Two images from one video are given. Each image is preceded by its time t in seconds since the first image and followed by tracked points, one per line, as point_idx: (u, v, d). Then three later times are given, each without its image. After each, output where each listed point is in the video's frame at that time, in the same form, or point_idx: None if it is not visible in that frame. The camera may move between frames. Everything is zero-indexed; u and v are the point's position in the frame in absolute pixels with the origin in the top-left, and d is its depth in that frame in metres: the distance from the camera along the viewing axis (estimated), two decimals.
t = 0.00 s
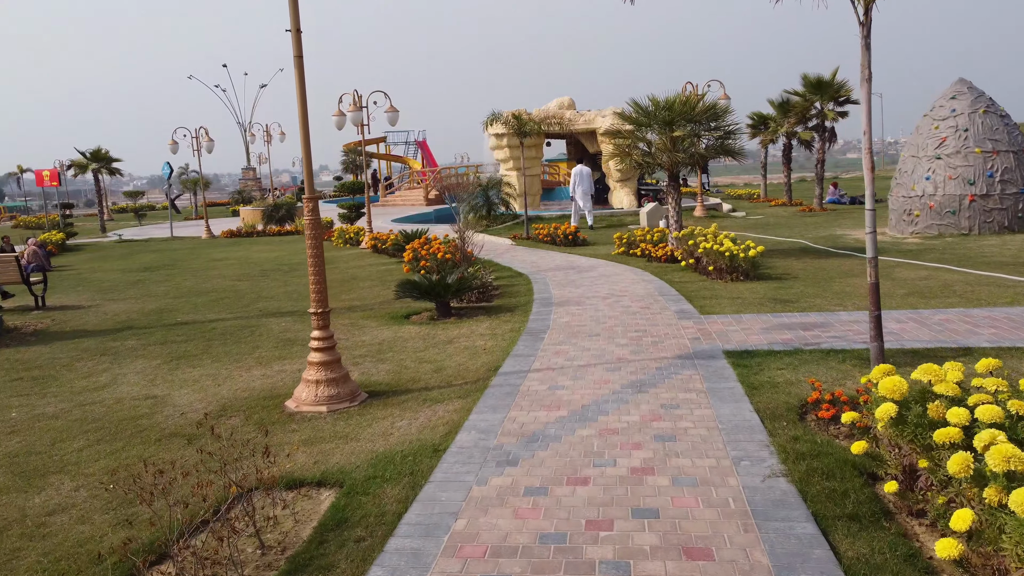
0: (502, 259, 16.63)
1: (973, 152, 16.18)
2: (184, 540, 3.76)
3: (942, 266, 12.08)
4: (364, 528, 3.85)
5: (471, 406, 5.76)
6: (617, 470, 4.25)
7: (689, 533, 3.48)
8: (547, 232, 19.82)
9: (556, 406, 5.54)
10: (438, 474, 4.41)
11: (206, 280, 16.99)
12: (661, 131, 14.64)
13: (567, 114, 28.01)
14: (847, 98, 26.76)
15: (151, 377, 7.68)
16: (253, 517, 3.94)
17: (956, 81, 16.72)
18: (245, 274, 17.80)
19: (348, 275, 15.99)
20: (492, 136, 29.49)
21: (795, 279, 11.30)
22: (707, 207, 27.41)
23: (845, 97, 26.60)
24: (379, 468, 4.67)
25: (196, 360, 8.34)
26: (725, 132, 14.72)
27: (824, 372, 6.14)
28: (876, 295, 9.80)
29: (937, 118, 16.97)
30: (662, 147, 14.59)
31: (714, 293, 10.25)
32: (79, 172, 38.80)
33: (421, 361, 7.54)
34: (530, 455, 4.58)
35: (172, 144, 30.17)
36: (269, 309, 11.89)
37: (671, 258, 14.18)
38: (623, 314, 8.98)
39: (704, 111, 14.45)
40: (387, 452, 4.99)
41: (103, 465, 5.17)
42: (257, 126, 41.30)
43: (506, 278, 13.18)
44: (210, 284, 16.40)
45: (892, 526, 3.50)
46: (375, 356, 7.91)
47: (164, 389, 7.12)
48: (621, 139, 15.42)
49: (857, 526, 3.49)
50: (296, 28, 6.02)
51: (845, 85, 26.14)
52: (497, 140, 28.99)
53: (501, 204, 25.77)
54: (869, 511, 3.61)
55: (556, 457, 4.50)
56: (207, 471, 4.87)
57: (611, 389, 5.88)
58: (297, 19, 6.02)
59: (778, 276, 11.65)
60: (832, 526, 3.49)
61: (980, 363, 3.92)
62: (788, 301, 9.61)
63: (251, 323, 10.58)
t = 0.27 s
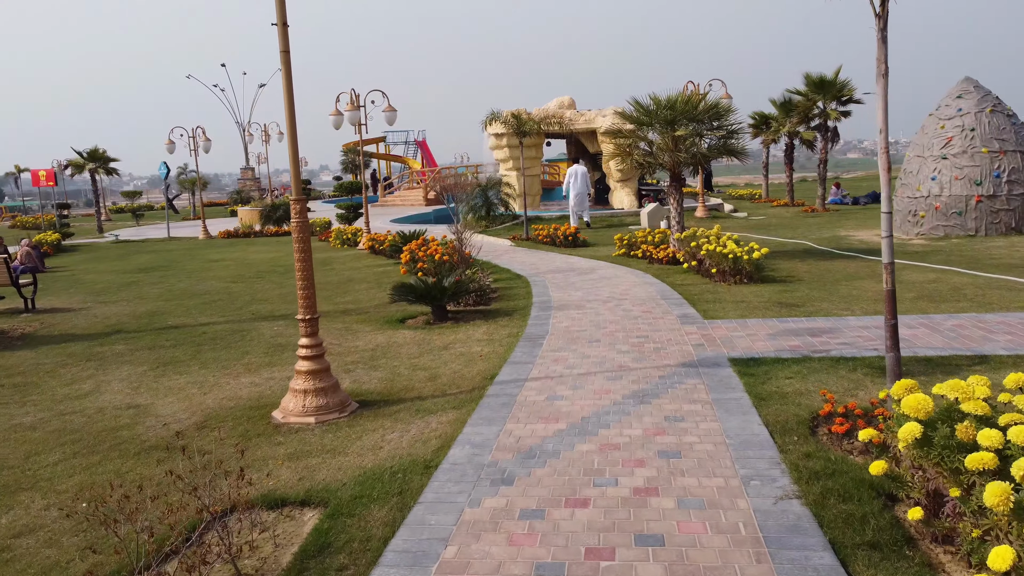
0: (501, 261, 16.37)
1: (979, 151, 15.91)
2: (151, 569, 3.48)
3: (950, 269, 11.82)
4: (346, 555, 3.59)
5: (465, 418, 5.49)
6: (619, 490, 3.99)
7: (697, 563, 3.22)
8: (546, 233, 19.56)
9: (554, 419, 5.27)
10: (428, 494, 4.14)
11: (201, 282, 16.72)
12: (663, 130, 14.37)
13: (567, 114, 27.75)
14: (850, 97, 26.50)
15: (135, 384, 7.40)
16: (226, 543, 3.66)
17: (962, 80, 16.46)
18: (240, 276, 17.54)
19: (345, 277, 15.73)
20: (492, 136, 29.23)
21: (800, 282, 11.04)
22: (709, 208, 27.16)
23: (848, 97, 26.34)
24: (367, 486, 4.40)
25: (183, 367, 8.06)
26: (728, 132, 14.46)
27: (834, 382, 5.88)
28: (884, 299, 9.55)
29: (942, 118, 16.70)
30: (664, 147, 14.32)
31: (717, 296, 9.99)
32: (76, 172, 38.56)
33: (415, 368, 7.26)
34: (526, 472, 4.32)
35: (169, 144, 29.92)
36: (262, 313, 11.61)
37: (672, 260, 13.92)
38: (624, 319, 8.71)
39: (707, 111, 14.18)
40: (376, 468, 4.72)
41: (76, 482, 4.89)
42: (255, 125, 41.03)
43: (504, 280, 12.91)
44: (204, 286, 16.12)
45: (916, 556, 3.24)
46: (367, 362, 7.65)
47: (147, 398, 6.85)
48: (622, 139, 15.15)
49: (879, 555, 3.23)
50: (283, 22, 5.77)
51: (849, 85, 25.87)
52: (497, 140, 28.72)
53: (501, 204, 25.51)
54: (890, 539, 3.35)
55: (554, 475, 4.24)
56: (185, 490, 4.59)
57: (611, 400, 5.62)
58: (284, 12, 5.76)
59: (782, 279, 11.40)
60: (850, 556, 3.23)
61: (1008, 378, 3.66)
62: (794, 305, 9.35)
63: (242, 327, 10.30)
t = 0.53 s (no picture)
0: (499, 262, 16.12)
1: (987, 151, 15.64)
2: None
3: (959, 271, 11.56)
4: None
5: (459, 431, 5.22)
6: (620, 514, 3.73)
7: None
8: (546, 234, 19.30)
9: (552, 433, 5.01)
10: (416, 517, 3.88)
11: (195, 284, 16.47)
12: (664, 129, 14.08)
13: (567, 113, 27.47)
14: (853, 97, 26.22)
15: (119, 392, 7.14)
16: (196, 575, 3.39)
17: (969, 79, 16.19)
18: (235, 278, 17.28)
19: (341, 279, 15.47)
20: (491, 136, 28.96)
21: (805, 286, 10.78)
22: (710, 208, 26.90)
23: (851, 96, 26.07)
24: (352, 507, 4.14)
25: (169, 374, 7.79)
26: (731, 131, 14.18)
27: (845, 393, 5.62)
28: (892, 303, 9.30)
29: (949, 117, 16.43)
30: (666, 147, 14.03)
31: (721, 300, 9.72)
32: (72, 172, 38.32)
33: (409, 376, 6.99)
34: (522, 493, 4.05)
35: (165, 144, 29.67)
36: (255, 316, 11.34)
37: (674, 262, 13.66)
38: (625, 324, 8.45)
39: (709, 110, 13.90)
40: (363, 487, 4.45)
41: (46, 500, 4.63)
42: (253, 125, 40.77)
43: (503, 283, 12.65)
44: (197, 288, 15.87)
45: None
46: (360, 369, 7.39)
47: (129, 408, 6.58)
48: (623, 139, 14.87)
49: None
50: (267, 16, 5.52)
51: (852, 84, 25.59)
52: (496, 140, 28.45)
53: (500, 204, 25.25)
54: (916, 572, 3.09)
55: (551, 497, 3.97)
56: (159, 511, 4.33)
57: (612, 413, 5.35)
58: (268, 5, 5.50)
59: (787, 282, 11.14)
60: None
61: None
62: (800, 309, 9.09)
63: (233, 331, 10.04)
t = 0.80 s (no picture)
0: (498, 264, 15.87)
1: (993, 151, 15.36)
2: None
3: (967, 274, 11.31)
4: None
5: (451, 445, 4.95)
6: (621, 539, 3.47)
7: None
8: (545, 235, 19.04)
9: (549, 446, 4.75)
10: (403, 542, 3.62)
11: (189, 286, 16.21)
12: (666, 128, 13.82)
13: (567, 113, 27.22)
14: (856, 96, 25.95)
15: (100, 401, 6.87)
16: None
17: (975, 78, 15.93)
18: (230, 279, 17.03)
19: (337, 281, 15.22)
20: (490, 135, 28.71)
21: (810, 288, 10.53)
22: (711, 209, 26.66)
23: (854, 95, 25.81)
24: (335, 530, 3.87)
25: (154, 381, 7.53)
26: (733, 130, 13.92)
27: (857, 404, 5.36)
28: (900, 306, 9.05)
29: (954, 116, 16.16)
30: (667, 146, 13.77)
31: (725, 304, 9.47)
32: (69, 172, 38.08)
33: (401, 384, 6.73)
34: (516, 515, 3.79)
35: (162, 143, 29.41)
36: (247, 320, 11.07)
37: (676, 263, 13.41)
38: (626, 329, 8.19)
39: (712, 108, 13.63)
40: (348, 507, 4.19)
41: (13, 519, 4.38)
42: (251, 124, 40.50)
43: (501, 286, 12.39)
44: (191, 289, 15.61)
45: None
46: (351, 376, 7.13)
47: (110, 417, 6.32)
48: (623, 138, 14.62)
49: None
50: (251, 7, 5.27)
51: (855, 83, 25.33)
52: (495, 139, 28.19)
53: (499, 204, 25.00)
54: None
55: (547, 519, 3.71)
56: (130, 533, 4.07)
57: (612, 425, 5.09)
58: None
59: (791, 284, 10.89)
60: None
61: None
62: (806, 313, 8.84)
63: (223, 335, 9.78)
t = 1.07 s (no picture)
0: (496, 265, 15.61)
1: (1000, 151, 15.08)
2: None
3: (976, 277, 11.04)
4: None
5: (443, 461, 4.69)
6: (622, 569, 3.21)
7: None
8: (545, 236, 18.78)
9: (546, 463, 4.49)
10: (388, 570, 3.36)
11: (183, 287, 15.96)
12: (667, 128, 13.56)
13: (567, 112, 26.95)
14: (859, 95, 25.66)
15: (81, 410, 6.62)
16: None
17: (983, 76, 15.64)
18: (225, 280, 16.76)
19: (332, 283, 14.96)
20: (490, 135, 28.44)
21: (816, 292, 10.27)
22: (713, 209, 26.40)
23: (857, 95, 25.53)
24: (316, 556, 3.62)
25: (139, 388, 7.27)
26: (736, 130, 13.66)
27: (870, 416, 5.10)
28: (910, 311, 8.78)
29: (961, 115, 15.88)
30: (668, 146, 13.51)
31: (728, 308, 9.20)
32: (66, 172, 37.82)
33: (393, 393, 6.47)
34: (509, 541, 3.53)
35: (158, 143, 29.17)
36: (240, 324, 10.82)
37: (677, 265, 13.15)
38: (626, 334, 7.93)
39: (714, 107, 13.37)
40: (331, 530, 3.92)
41: None
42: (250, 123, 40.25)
43: (498, 288, 12.13)
44: (185, 291, 15.36)
45: None
46: (342, 384, 6.87)
47: (89, 428, 6.06)
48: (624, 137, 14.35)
49: None
50: None
51: (858, 82, 25.05)
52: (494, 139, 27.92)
53: (499, 205, 24.73)
54: None
55: (543, 547, 3.45)
56: (98, 557, 3.81)
57: (613, 439, 4.83)
58: None
59: (796, 288, 10.62)
60: None
61: None
62: (812, 318, 8.58)
63: (214, 340, 9.53)
